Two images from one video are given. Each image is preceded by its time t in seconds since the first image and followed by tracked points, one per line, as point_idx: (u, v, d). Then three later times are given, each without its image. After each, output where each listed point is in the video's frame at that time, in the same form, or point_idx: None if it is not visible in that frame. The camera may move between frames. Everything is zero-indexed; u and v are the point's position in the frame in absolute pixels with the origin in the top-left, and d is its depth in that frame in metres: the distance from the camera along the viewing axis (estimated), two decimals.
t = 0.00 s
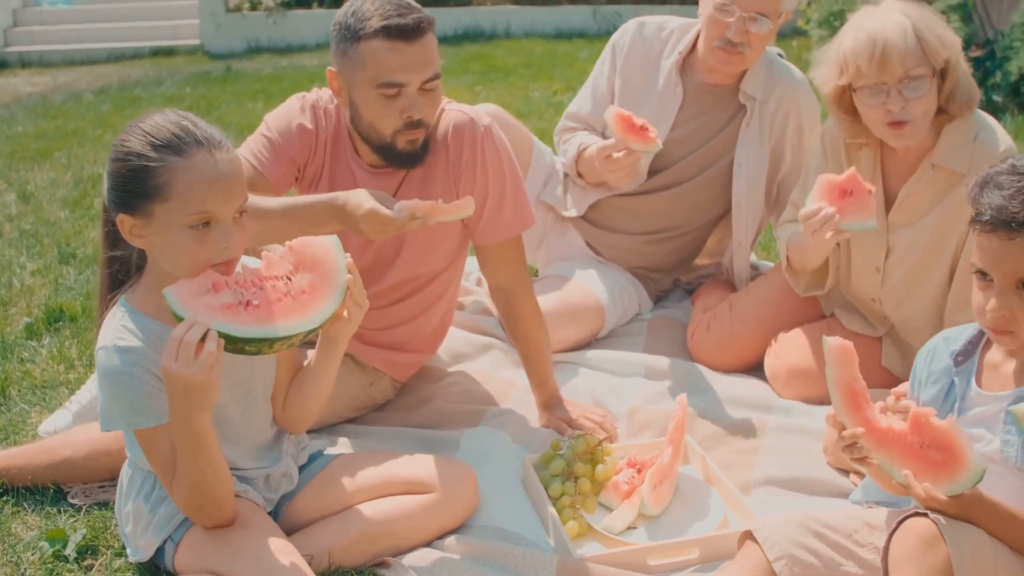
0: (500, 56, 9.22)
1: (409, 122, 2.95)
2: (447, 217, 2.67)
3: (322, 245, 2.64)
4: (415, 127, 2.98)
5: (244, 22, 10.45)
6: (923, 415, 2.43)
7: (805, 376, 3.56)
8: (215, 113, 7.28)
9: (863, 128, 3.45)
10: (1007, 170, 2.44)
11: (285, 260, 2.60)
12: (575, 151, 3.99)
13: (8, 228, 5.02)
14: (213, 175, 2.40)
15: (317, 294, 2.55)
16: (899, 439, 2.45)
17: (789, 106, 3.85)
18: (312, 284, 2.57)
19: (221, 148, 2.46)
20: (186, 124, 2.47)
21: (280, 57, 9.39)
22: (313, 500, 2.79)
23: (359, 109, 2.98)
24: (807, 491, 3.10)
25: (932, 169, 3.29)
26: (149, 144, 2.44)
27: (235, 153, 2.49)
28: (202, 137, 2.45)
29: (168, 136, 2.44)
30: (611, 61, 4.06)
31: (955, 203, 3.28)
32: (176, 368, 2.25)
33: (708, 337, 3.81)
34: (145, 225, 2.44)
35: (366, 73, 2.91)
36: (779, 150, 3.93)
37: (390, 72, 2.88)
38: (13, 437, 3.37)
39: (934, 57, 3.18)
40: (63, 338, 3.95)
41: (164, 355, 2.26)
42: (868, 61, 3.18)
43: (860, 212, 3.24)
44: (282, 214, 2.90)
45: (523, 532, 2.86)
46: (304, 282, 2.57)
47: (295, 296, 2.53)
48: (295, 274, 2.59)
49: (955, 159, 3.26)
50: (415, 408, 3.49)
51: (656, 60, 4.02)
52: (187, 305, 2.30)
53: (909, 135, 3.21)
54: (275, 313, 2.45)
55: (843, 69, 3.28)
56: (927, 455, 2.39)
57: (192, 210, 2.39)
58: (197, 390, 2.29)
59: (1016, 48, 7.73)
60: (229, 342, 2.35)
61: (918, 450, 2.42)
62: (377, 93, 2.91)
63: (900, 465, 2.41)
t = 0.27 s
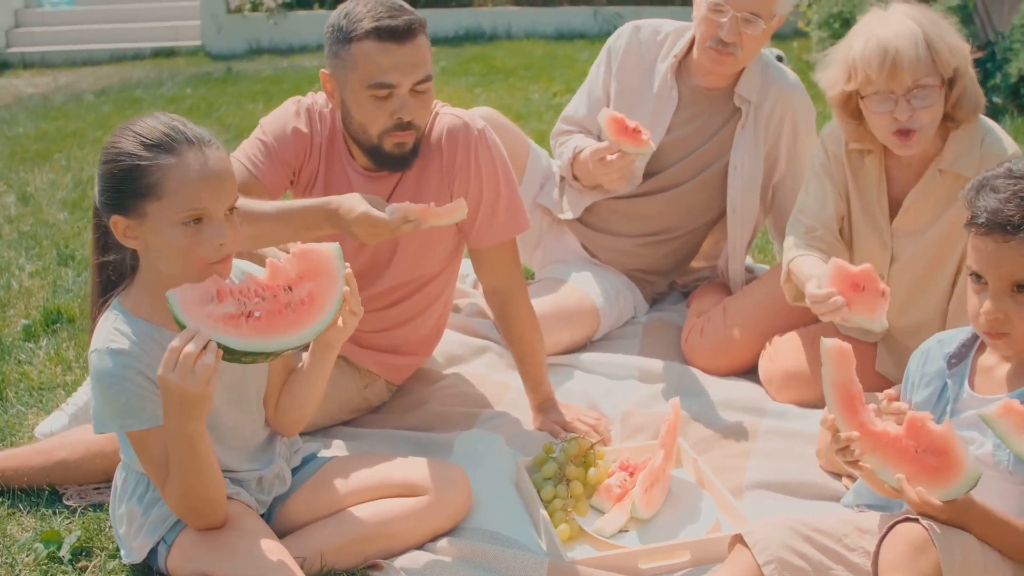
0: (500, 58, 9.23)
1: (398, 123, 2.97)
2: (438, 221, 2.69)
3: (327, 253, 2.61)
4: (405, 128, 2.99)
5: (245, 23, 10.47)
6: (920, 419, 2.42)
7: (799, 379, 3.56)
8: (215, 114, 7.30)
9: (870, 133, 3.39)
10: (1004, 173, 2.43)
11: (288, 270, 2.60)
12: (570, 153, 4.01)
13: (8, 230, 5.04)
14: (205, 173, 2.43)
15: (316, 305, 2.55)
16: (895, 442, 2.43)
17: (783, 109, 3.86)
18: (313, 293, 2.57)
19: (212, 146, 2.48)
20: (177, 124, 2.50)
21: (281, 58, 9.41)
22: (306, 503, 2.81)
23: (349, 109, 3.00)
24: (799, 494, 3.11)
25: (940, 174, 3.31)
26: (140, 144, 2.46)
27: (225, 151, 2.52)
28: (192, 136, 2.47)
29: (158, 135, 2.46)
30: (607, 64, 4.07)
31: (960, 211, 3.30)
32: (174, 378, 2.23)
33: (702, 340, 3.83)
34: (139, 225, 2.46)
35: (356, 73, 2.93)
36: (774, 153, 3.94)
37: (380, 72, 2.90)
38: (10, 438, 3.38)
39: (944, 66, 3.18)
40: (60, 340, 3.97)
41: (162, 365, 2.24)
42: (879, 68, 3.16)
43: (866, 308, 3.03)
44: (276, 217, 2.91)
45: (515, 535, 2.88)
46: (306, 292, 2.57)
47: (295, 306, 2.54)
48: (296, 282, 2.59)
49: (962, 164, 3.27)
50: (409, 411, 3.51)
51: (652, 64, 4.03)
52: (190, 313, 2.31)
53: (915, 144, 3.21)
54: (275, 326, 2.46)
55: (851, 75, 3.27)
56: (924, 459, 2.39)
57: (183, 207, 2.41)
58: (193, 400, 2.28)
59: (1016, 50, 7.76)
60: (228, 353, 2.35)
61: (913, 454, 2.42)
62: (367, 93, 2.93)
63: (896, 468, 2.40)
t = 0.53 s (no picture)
0: (501, 58, 9.26)
1: (392, 124, 2.98)
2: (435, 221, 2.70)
3: (320, 254, 2.61)
4: (399, 129, 3.01)
5: (247, 24, 10.50)
6: (914, 413, 2.44)
7: (794, 380, 3.58)
8: (216, 115, 7.32)
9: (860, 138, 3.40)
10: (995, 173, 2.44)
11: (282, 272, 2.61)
12: (567, 154, 4.03)
13: (8, 231, 5.07)
14: (198, 170, 2.46)
15: (311, 307, 2.56)
16: (890, 437, 2.47)
17: (779, 110, 3.87)
18: (308, 294, 2.58)
19: (203, 144, 2.52)
20: (168, 123, 2.52)
21: (282, 59, 9.44)
22: (300, 502, 2.83)
23: (343, 109, 3.02)
24: (792, 494, 3.12)
25: (930, 176, 3.30)
26: (131, 143, 2.48)
27: (215, 148, 2.56)
28: (184, 134, 2.50)
29: (150, 134, 2.48)
30: (603, 66, 4.09)
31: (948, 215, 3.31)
32: (174, 384, 2.25)
33: (697, 341, 3.84)
34: (132, 223, 2.49)
35: (350, 74, 2.95)
36: (769, 154, 3.95)
37: (374, 74, 2.92)
38: (8, 437, 3.40)
39: (934, 70, 3.19)
40: (59, 340, 3.99)
41: (162, 370, 2.26)
42: (870, 76, 3.18)
43: (866, 264, 3.16)
44: (270, 217, 2.95)
45: (508, 534, 2.89)
46: (302, 292, 2.58)
47: (292, 308, 2.55)
48: (292, 284, 2.60)
49: (952, 166, 3.27)
50: (405, 411, 3.52)
51: (648, 65, 4.04)
52: (193, 318, 2.34)
53: (909, 147, 3.22)
54: (275, 329, 2.48)
55: (842, 83, 3.28)
56: (915, 453, 2.41)
57: (178, 204, 2.44)
58: (192, 405, 2.29)
59: (1015, 51, 7.80)
60: (228, 357, 2.38)
61: (907, 449, 2.43)
62: (360, 94, 2.95)
63: (889, 461, 2.43)
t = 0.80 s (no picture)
0: (502, 58, 9.28)
1: (388, 128, 2.99)
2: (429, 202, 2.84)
3: (315, 257, 2.62)
4: (394, 134, 3.01)
5: (248, 24, 10.52)
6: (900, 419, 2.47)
7: (788, 380, 3.58)
8: (216, 115, 7.34)
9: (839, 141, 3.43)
10: (962, 189, 2.39)
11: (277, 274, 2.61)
12: (562, 154, 4.04)
13: (7, 231, 5.09)
14: (191, 169, 2.48)
15: (306, 309, 2.57)
16: (875, 441, 2.52)
17: (774, 112, 3.84)
18: (303, 297, 2.59)
19: (194, 143, 2.54)
20: (160, 124, 2.53)
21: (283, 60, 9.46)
22: (293, 501, 2.84)
23: (341, 113, 3.03)
24: (784, 495, 3.13)
25: (909, 179, 3.34)
26: (124, 144, 2.49)
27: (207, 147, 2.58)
28: (175, 134, 2.52)
29: (142, 135, 2.50)
30: (599, 67, 4.10)
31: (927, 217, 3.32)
32: (170, 387, 2.27)
33: (692, 341, 3.85)
34: (126, 223, 2.50)
35: (348, 78, 2.96)
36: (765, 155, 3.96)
37: (371, 79, 2.94)
38: (5, 436, 3.42)
39: (908, 73, 3.20)
40: (57, 339, 4.01)
41: (160, 372, 2.28)
42: (844, 81, 3.20)
43: (840, 241, 3.30)
44: (272, 215, 2.93)
45: (501, 533, 2.91)
46: (296, 298, 2.60)
47: (287, 313, 2.57)
48: (287, 287, 2.62)
49: (932, 167, 3.29)
50: (400, 411, 3.54)
51: (644, 66, 4.06)
52: (192, 323, 2.35)
53: (885, 151, 3.23)
54: (271, 334, 2.50)
55: (819, 89, 3.30)
56: (898, 459, 2.44)
57: (172, 203, 2.46)
58: (187, 410, 2.31)
59: (1015, 52, 7.83)
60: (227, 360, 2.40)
61: (891, 452, 2.48)
62: (356, 98, 2.96)
63: (871, 464, 2.48)
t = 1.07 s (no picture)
0: (501, 58, 9.29)
1: (382, 144, 2.97)
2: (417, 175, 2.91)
3: (289, 254, 2.63)
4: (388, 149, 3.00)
5: (248, 24, 10.55)
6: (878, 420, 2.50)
7: (780, 380, 3.60)
8: (216, 115, 7.36)
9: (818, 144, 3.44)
10: (954, 182, 2.41)
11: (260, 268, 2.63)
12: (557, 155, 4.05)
13: (6, 231, 5.11)
14: (187, 168, 2.51)
15: (288, 306, 2.59)
16: (853, 441, 2.51)
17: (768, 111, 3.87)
18: (285, 293, 2.61)
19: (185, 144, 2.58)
20: (150, 126, 2.56)
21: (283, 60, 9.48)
22: (285, 499, 2.86)
23: (338, 119, 2.99)
24: (774, 494, 3.14)
25: (888, 181, 3.33)
26: (118, 147, 2.50)
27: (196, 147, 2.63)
28: (168, 135, 2.55)
29: (136, 138, 2.51)
30: (593, 68, 4.12)
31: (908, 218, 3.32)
32: (162, 392, 2.28)
33: (684, 341, 3.87)
34: (126, 226, 2.50)
35: (348, 89, 2.91)
36: (758, 155, 3.97)
37: (373, 95, 2.89)
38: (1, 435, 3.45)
39: (882, 76, 3.21)
40: (54, 339, 4.03)
41: (151, 377, 2.29)
42: (817, 84, 3.22)
43: (812, 251, 3.39)
44: (268, 211, 2.92)
45: (491, 532, 2.93)
46: (281, 293, 2.62)
47: (273, 308, 2.58)
48: (268, 283, 2.63)
49: (910, 169, 3.29)
50: (393, 410, 3.56)
51: (638, 67, 4.07)
52: (180, 326, 2.38)
53: (861, 152, 3.24)
54: (257, 330, 2.52)
55: (794, 93, 3.32)
56: (878, 458, 2.44)
57: (173, 201, 2.49)
58: (178, 411, 2.32)
59: (1013, 51, 7.86)
60: (217, 359, 2.43)
61: (871, 453, 2.48)
62: (356, 111, 2.92)
63: (854, 462, 2.47)
